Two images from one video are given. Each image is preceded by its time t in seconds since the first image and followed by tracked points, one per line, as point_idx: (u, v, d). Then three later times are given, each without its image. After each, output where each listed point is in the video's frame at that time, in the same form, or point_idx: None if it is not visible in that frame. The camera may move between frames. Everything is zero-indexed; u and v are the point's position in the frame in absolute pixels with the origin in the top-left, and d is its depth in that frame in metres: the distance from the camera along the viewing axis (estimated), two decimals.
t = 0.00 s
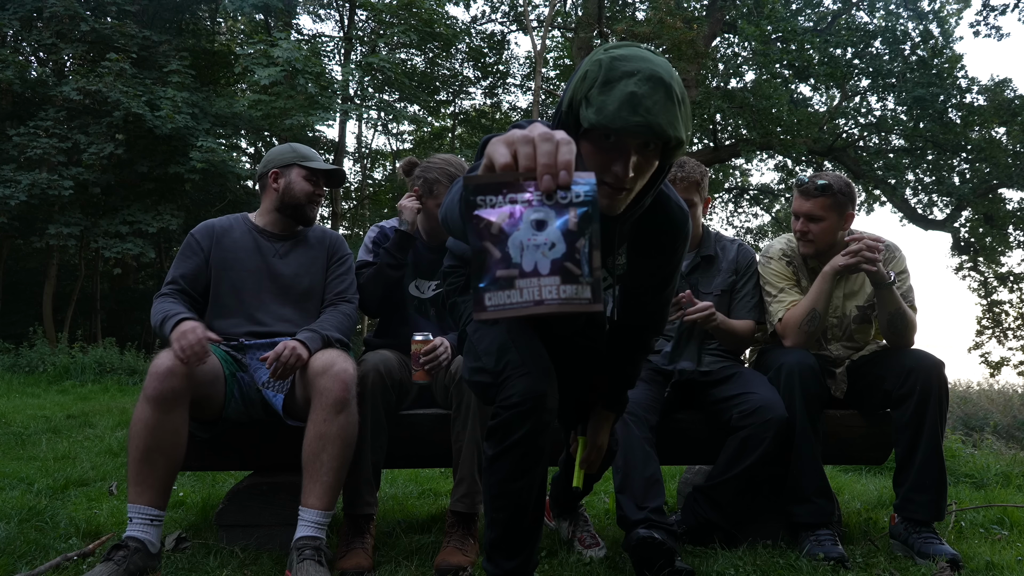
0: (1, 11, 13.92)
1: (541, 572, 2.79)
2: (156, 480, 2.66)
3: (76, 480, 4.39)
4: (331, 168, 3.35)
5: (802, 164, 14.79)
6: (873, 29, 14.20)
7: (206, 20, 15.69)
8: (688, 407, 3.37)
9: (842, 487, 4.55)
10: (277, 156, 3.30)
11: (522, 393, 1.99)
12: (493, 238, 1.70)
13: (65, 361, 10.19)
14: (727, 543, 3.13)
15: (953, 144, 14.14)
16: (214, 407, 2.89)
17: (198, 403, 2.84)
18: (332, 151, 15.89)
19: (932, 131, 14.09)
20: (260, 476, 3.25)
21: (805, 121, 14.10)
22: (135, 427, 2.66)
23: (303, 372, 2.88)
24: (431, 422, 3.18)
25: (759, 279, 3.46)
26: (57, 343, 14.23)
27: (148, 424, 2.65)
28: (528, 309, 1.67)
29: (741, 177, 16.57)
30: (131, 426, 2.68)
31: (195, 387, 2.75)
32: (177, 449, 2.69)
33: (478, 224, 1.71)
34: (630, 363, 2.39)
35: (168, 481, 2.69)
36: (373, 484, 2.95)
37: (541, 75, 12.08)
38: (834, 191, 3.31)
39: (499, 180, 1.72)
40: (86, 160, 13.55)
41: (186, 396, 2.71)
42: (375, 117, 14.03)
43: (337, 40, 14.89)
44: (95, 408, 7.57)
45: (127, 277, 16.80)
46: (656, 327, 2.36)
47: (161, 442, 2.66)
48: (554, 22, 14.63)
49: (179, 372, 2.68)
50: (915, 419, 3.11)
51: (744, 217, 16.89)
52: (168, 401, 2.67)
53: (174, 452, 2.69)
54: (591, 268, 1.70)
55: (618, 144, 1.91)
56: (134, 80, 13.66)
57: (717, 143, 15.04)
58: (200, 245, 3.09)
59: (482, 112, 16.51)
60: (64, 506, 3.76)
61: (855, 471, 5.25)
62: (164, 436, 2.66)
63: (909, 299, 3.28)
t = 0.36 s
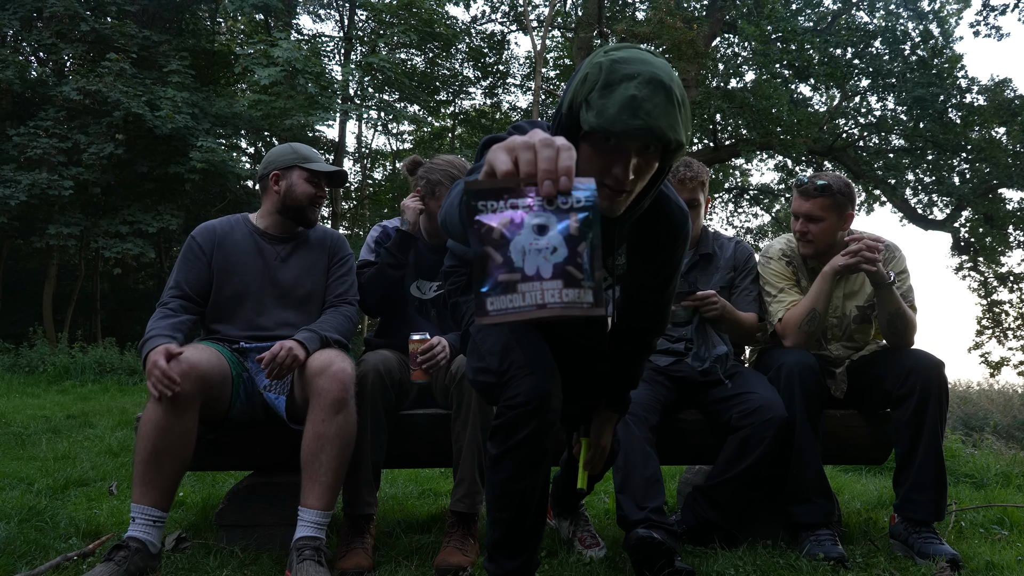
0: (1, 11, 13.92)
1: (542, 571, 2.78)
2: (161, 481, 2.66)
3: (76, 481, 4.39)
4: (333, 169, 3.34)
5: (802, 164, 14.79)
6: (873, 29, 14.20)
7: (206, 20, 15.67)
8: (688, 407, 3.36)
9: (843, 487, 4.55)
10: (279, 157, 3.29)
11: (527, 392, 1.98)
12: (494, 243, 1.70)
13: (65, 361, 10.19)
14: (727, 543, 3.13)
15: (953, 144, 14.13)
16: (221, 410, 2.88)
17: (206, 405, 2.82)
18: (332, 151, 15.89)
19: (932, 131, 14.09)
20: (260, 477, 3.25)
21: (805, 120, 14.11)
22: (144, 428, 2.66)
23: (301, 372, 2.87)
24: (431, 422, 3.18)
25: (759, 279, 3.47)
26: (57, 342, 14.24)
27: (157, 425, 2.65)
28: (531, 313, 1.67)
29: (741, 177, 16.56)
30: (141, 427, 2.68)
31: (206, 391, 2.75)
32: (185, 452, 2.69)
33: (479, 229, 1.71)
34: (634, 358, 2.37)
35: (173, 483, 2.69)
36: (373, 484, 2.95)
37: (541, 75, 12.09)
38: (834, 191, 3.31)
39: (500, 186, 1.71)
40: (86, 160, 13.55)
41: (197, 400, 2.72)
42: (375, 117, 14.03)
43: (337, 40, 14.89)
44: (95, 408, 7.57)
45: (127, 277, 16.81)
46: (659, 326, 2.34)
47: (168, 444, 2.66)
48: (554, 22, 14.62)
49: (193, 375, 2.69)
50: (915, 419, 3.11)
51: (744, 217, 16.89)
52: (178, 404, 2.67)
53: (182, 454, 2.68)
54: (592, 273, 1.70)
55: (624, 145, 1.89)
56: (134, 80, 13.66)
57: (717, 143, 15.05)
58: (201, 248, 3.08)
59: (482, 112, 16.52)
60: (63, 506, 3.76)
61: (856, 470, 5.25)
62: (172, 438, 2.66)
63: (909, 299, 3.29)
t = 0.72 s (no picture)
0: (1, 11, 13.92)
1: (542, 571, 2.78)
2: (169, 483, 2.66)
3: (76, 481, 4.39)
4: (333, 169, 3.34)
5: (802, 164, 14.79)
6: (873, 29, 14.19)
7: (206, 20, 15.66)
8: (687, 406, 3.36)
9: (843, 487, 4.55)
10: (278, 157, 3.28)
11: (536, 382, 2.01)
12: (513, 236, 1.70)
13: (65, 361, 10.19)
14: (727, 543, 3.14)
15: (953, 144, 14.13)
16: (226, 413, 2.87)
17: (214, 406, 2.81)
18: (332, 151, 15.90)
19: (932, 131, 14.09)
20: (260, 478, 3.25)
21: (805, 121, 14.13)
22: (154, 430, 2.65)
23: (300, 372, 2.87)
24: (431, 422, 3.18)
25: (759, 279, 3.48)
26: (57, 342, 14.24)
27: (168, 427, 2.64)
28: (548, 300, 1.67)
29: (741, 177, 16.57)
30: (150, 427, 2.67)
31: (217, 396, 2.75)
32: (192, 454, 2.68)
33: (498, 224, 1.72)
34: (635, 348, 2.38)
35: (180, 486, 2.69)
36: (373, 484, 2.95)
37: (541, 75, 12.10)
38: (833, 191, 3.31)
39: (516, 183, 1.71)
40: (86, 160, 13.55)
41: (208, 404, 2.71)
42: (375, 117, 14.03)
43: (337, 40, 14.89)
44: (95, 408, 7.57)
45: (127, 277, 16.82)
46: (662, 308, 2.36)
47: (178, 447, 2.65)
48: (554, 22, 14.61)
49: (208, 379, 2.70)
50: (915, 418, 3.11)
51: (744, 217, 16.89)
52: (191, 407, 2.67)
53: (189, 456, 2.68)
54: (605, 261, 1.70)
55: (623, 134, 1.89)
56: (134, 81, 13.65)
57: (717, 143, 15.07)
58: (199, 254, 3.08)
59: (482, 111, 16.55)
60: (64, 506, 3.76)
61: (856, 470, 5.25)
62: (181, 440, 2.65)
63: (910, 299, 3.29)
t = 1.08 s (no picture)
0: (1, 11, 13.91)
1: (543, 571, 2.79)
2: (174, 484, 2.66)
3: (76, 481, 4.39)
4: (335, 170, 3.32)
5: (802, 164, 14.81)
6: (873, 29, 14.19)
7: (206, 20, 15.65)
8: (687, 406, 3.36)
9: (843, 487, 4.55)
10: (279, 157, 3.26)
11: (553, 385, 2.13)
12: (623, 221, 1.80)
13: (65, 361, 10.19)
14: (727, 542, 3.15)
15: (953, 145, 14.14)
16: (229, 416, 2.88)
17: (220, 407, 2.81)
18: (332, 151, 15.90)
19: (932, 131, 14.08)
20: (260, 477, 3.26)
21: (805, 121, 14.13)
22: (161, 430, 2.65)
23: (297, 372, 2.87)
24: (431, 422, 3.19)
25: (760, 279, 3.48)
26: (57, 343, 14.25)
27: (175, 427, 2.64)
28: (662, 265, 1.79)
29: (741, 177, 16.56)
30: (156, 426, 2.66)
31: (224, 398, 2.76)
32: (197, 455, 2.69)
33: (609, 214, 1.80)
34: (640, 332, 2.47)
35: (183, 488, 2.69)
36: (373, 484, 2.95)
37: (541, 75, 12.12)
38: (833, 190, 3.31)
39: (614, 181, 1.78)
40: (86, 160, 13.55)
41: (215, 407, 2.72)
42: (375, 117, 14.03)
43: (338, 40, 14.88)
44: (95, 408, 7.57)
45: (127, 277, 16.82)
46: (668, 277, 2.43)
47: (184, 448, 2.66)
48: (554, 22, 14.64)
49: (217, 382, 2.71)
50: (915, 418, 3.11)
51: (743, 217, 16.89)
52: (200, 409, 2.68)
53: (194, 458, 2.68)
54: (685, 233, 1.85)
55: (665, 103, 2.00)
56: (134, 80, 13.65)
57: (717, 143, 15.09)
58: (199, 251, 3.09)
59: (483, 112, 16.61)
60: (64, 506, 3.76)
61: (855, 470, 5.25)
62: (187, 441, 2.66)
63: (909, 299, 3.29)
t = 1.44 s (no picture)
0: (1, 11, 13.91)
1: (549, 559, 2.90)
2: (177, 485, 2.66)
3: (77, 481, 4.39)
4: (336, 169, 3.31)
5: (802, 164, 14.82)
6: (873, 29, 14.19)
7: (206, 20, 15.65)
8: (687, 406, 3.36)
9: (843, 487, 4.56)
10: (280, 156, 3.26)
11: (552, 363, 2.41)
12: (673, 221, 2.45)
13: (65, 361, 10.19)
14: (727, 543, 3.15)
15: (953, 144, 14.13)
16: (232, 416, 2.88)
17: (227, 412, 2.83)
18: (332, 151, 15.90)
19: (932, 131, 14.08)
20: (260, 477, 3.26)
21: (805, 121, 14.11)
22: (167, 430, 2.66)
23: (296, 372, 2.87)
24: (430, 422, 3.19)
25: (759, 279, 3.48)
26: (57, 342, 14.26)
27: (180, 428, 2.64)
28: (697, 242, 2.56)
29: (741, 177, 16.56)
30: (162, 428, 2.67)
31: (231, 401, 2.78)
32: (200, 458, 2.69)
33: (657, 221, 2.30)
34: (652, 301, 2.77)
35: (186, 489, 2.69)
36: (373, 484, 2.95)
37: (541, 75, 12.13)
38: (833, 190, 3.30)
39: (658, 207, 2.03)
40: (86, 160, 13.55)
41: (221, 410, 2.72)
42: (375, 117, 14.02)
43: (337, 40, 14.87)
44: (95, 408, 7.57)
45: (127, 277, 16.82)
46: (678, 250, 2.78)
47: (189, 449, 2.66)
48: (554, 22, 14.64)
49: (224, 383, 2.71)
50: (915, 418, 3.11)
51: (743, 217, 16.89)
52: (206, 411, 2.68)
53: (197, 460, 2.69)
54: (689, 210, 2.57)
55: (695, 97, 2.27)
56: (134, 80, 13.65)
57: (717, 143, 15.11)
58: (201, 249, 3.09)
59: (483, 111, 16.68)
60: (64, 506, 3.76)
61: (856, 470, 5.25)
62: (191, 443, 2.66)
63: (909, 299, 3.29)
